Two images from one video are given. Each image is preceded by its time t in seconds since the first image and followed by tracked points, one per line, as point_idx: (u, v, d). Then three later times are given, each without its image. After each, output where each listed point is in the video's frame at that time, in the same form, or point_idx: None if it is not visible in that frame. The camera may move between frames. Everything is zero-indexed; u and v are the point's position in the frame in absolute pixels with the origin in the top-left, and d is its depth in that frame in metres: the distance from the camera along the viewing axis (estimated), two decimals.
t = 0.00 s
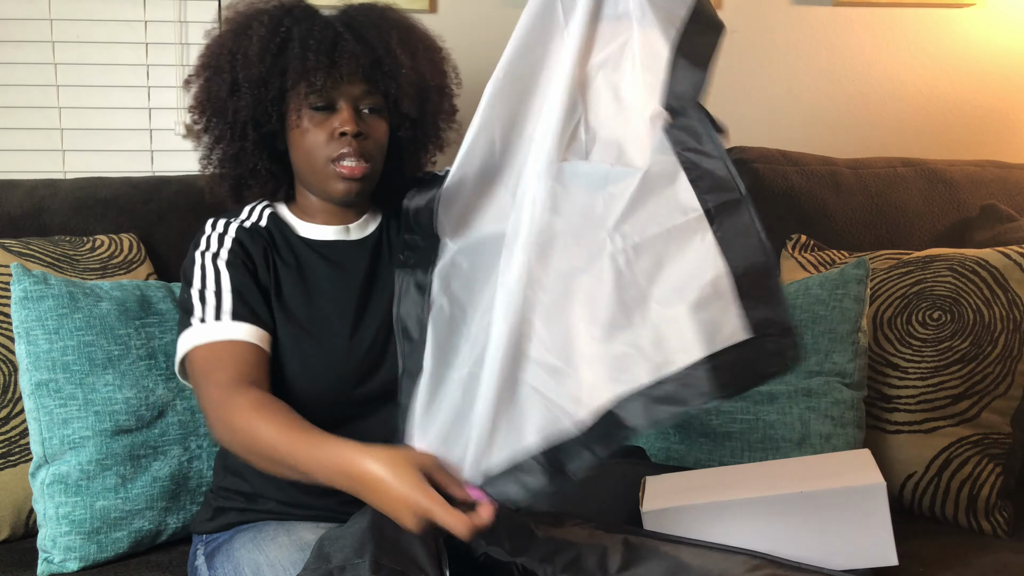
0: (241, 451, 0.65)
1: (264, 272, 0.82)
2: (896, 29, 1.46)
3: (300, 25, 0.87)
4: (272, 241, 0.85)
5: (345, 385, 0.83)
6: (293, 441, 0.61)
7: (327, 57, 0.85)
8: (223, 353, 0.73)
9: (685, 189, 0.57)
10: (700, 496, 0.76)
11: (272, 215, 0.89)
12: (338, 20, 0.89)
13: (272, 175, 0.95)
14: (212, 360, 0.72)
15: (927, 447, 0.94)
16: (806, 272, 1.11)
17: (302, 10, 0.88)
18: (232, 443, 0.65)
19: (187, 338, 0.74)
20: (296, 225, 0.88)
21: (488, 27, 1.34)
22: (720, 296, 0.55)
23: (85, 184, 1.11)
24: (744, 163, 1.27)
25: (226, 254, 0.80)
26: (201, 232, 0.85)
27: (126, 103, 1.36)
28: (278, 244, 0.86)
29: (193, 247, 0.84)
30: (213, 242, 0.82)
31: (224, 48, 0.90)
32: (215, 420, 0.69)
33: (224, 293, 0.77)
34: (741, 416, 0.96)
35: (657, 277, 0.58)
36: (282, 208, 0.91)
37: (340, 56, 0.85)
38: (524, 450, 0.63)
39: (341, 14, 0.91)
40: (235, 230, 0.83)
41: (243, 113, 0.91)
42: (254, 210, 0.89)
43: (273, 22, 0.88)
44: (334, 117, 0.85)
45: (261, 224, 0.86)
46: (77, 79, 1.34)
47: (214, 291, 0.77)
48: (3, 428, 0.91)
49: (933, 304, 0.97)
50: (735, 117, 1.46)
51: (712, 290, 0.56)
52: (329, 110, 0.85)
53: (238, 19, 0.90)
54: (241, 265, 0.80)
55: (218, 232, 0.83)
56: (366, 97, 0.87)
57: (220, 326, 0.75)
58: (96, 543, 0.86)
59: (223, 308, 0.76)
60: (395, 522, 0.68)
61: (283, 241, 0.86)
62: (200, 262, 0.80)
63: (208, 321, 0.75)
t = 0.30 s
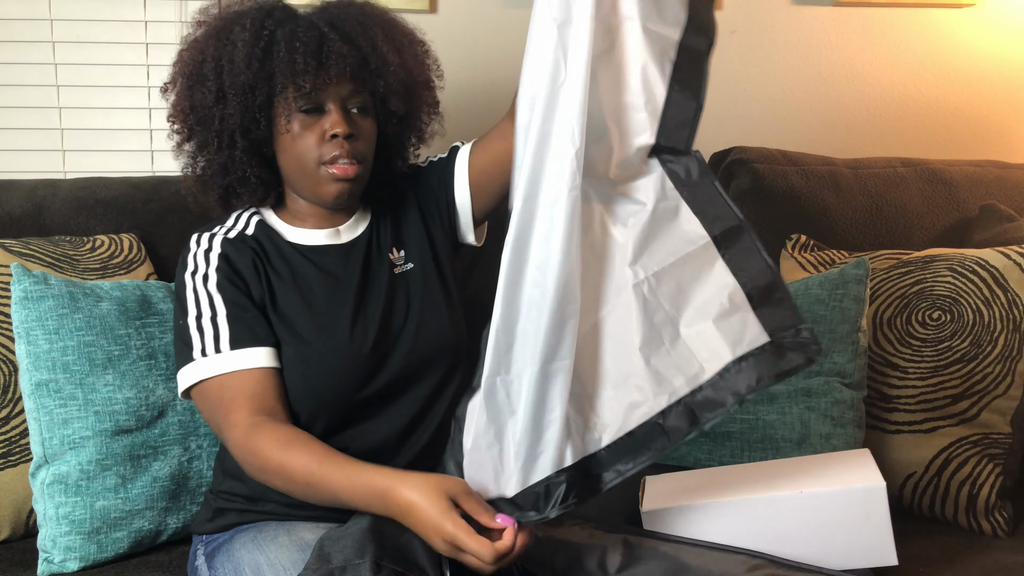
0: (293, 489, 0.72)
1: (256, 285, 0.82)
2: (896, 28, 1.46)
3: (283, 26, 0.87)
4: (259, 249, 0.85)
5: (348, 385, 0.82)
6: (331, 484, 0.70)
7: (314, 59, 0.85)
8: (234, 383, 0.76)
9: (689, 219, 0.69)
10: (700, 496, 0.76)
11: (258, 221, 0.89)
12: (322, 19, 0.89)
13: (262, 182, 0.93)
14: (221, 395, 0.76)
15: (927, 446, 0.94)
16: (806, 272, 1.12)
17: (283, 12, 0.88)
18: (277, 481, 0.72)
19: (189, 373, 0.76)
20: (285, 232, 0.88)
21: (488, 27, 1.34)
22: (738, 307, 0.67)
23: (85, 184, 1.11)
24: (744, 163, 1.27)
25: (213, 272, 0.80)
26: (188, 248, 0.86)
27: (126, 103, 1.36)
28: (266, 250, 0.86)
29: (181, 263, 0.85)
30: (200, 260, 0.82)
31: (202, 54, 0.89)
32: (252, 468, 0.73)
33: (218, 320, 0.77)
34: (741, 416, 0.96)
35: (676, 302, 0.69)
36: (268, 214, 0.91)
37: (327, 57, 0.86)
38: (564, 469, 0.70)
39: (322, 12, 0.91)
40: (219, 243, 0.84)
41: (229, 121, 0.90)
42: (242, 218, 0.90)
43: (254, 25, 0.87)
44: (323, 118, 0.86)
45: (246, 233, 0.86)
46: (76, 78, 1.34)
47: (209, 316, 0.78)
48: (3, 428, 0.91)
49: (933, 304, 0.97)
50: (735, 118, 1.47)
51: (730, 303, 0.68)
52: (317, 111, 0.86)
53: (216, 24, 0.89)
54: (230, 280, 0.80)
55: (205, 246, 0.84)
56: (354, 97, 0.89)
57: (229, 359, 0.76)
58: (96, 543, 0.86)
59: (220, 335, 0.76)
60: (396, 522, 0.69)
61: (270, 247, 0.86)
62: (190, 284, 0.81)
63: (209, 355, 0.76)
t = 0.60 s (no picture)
0: (280, 450, 0.68)
1: (242, 295, 0.82)
2: (897, 29, 1.46)
3: (287, 20, 0.91)
4: (248, 255, 0.86)
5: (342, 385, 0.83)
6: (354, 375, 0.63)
7: (307, 53, 0.88)
8: (228, 385, 0.74)
9: (664, 185, 0.76)
10: (701, 497, 0.76)
11: (245, 226, 0.89)
12: (330, 21, 0.91)
13: (247, 165, 1.00)
14: (214, 398, 0.73)
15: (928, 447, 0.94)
16: (806, 272, 1.12)
17: (300, 7, 0.93)
18: (262, 431, 0.68)
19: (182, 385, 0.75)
20: (270, 234, 0.88)
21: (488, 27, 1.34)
22: (724, 265, 0.77)
23: (85, 184, 1.11)
24: (744, 163, 1.27)
25: (197, 283, 0.81)
26: (175, 259, 0.86)
27: (126, 103, 1.36)
28: (253, 255, 0.86)
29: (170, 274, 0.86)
30: (184, 271, 0.83)
31: (220, 29, 0.94)
32: (243, 449, 0.69)
33: (203, 331, 0.77)
34: (741, 416, 0.97)
35: (670, 273, 0.76)
36: (256, 215, 0.92)
37: (318, 54, 0.88)
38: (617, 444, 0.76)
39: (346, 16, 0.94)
40: (202, 253, 0.84)
41: (223, 97, 0.94)
42: (231, 222, 0.90)
43: (262, 16, 0.92)
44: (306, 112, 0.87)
45: (232, 239, 0.87)
46: (77, 79, 1.34)
47: (196, 328, 0.78)
48: (3, 428, 0.91)
49: (934, 304, 0.97)
50: (735, 118, 1.47)
51: (717, 258, 0.77)
52: (303, 104, 0.87)
53: (237, 13, 0.94)
54: (215, 290, 0.81)
55: (189, 257, 0.85)
56: (345, 98, 0.88)
57: (220, 364, 0.75)
58: (96, 543, 0.86)
59: (206, 343, 0.76)
60: (395, 522, 0.69)
61: (257, 252, 0.86)
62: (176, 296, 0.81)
63: (198, 365, 0.75)
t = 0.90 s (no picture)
0: (303, 410, 0.69)
1: (249, 287, 0.82)
2: (897, 29, 1.46)
3: (279, 22, 0.91)
4: (247, 253, 0.85)
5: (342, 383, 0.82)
6: (385, 313, 0.68)
7: (299, 56, 0.89)
8: (235, 369, 0.73)
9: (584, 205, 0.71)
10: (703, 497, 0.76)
11: (242, 227, 0.88)
12: (321, 24, 0.92)
13: (242, 168, 1.00)
14: (219, 383, 0.73)
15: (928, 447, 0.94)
16: (806, 272, 1.12)
17: (289, 10, 0.93)
18: (284, 391, 0.68)
19: (192, 368, 0.75)
20: (269, 235, 0.88)
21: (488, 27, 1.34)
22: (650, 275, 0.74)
23: (85, 184, 1.11)
24: (744, 163, 1.27)
25: (201, 274, 0.81)
26: (173, 257, 0.86)
27: (126, 103, 1.36)
28: (253, 255, 0.86)
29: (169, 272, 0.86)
30: (188, 264, 0.83)
31: (210, 33, 0.94)
32: (264, 414, 0.69)
33: (214, 314, 0.77)
34: (740, 416, 0.97)
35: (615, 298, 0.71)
36: (251, 216, 0.91)
37: (311, 58, 0.88)
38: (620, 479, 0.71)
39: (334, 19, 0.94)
40: (205, 249, 0.84)
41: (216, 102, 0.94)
42: (226, 222, 0.90)
43: (255, 17, 0.93)
44: (300, 115, 0.87)
45: (229, 240, 0.86)
46: (77, 79, 1.35)
47: (207, 312, 0.77)
48: (3, 428, 0.91)
49: (933, 304, 0.97)
50: (736, 118, 1.47)
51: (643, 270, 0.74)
52: (297, 107, 0.88)
53: (226, 14, 0.95)
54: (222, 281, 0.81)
55: (191, 253, 0.84)
56: (338, 101, 0.88)
57: (229, 347, 0.74)
58: (96, 543, 0.86)
59: (220, 324, 0.76)
60: (395, 523, 0.68)
61: (257, 252, 0.86)
62: (180, 288, 0.81)
63: (211, 345, 0.75)
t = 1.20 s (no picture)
0: (310, 402, 0.69)
1: (250, 286, 0.83)
2: (897, 30, 1.46)
3: (275, 23, 0.90)
4: (247, 253, 0.85)
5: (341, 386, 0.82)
6: (388, 302, 0.68)
7: (296, 58, 0.88)
8: (240, 364, 0.73)
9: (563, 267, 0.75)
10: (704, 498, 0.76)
11: (240, 228, 0.88)
12: (319, 24, 0.91)
13: (240, 169, 1.00)
14: (224, 379, 0.73)
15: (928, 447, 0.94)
16: (806, 272, 1.12)
17: (286, 10, 0.92)
18: (286, 381, 0.68)
19: (197, 365, 0.75)
20: (268, 235, 0.88)
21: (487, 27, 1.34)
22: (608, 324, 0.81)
23: (85, 184, 1.11)
24: (744, 163, 1.27)
25: (202, 275, 0.81)
26: (174, 257, 0.87)
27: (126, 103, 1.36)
28: (255, 254, 0.86)
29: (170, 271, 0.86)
30: (189, 263, 0.83)
31: (207, 34, 0.94)
32: (273, 407, 0.69)
33: (217, 311, 0.77)
34: (741, 416, 0.97)
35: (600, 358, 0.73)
36: (249, 217, 0.91)
37: (308, 60, 0.88)
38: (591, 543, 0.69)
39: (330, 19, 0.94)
40: (206, 249, 0.84)
41: (213, 103, 0.94)
42: (225, 223, 0.90)
43: (251, 18, 0.92)
44: (297, 116, 0.87)
45: (229, 239, 0.86)
46: (77, 79, 1.34)
47: (209, 309, 0.77)
48: (3, 428, 0.91)
49: (933, 304, 0.97)
50: (735, 118, 1.46)
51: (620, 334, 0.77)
52: (294, 108, 0.87)
53: (222, 15, 0.94)
54: (223, 280, 0.81)
55: (192, 252, 0.85)
56: (335, 102, 0.88)
57: (231, 343, 0.75)
58: (96, 543, 0.86)
59: (224, 321, 0.76)
60: (395, 523, 0.68)
61: (259, 251, 0.86)
62: (180, 287, 0.81)
63: (215, 341, 0.75)
